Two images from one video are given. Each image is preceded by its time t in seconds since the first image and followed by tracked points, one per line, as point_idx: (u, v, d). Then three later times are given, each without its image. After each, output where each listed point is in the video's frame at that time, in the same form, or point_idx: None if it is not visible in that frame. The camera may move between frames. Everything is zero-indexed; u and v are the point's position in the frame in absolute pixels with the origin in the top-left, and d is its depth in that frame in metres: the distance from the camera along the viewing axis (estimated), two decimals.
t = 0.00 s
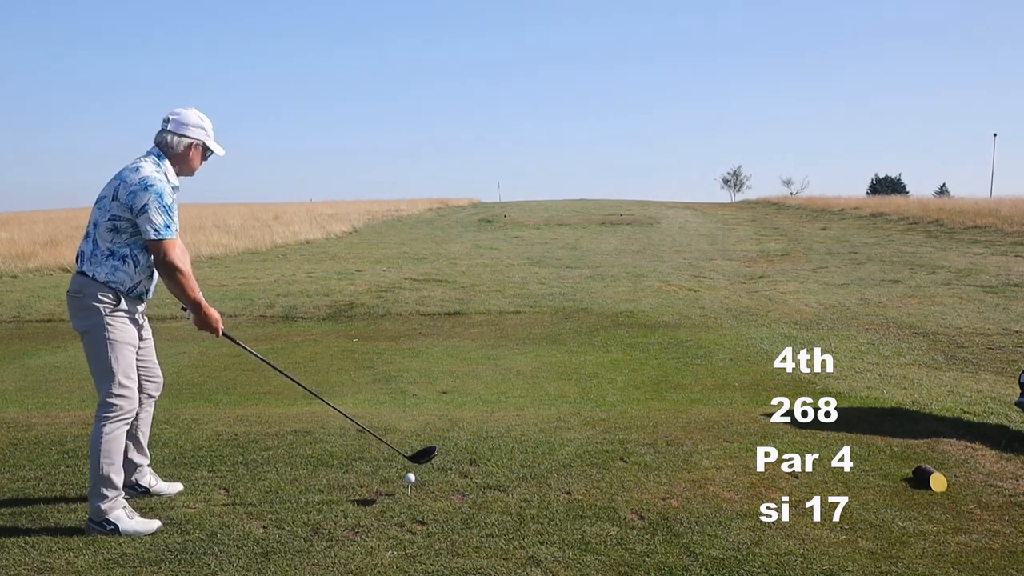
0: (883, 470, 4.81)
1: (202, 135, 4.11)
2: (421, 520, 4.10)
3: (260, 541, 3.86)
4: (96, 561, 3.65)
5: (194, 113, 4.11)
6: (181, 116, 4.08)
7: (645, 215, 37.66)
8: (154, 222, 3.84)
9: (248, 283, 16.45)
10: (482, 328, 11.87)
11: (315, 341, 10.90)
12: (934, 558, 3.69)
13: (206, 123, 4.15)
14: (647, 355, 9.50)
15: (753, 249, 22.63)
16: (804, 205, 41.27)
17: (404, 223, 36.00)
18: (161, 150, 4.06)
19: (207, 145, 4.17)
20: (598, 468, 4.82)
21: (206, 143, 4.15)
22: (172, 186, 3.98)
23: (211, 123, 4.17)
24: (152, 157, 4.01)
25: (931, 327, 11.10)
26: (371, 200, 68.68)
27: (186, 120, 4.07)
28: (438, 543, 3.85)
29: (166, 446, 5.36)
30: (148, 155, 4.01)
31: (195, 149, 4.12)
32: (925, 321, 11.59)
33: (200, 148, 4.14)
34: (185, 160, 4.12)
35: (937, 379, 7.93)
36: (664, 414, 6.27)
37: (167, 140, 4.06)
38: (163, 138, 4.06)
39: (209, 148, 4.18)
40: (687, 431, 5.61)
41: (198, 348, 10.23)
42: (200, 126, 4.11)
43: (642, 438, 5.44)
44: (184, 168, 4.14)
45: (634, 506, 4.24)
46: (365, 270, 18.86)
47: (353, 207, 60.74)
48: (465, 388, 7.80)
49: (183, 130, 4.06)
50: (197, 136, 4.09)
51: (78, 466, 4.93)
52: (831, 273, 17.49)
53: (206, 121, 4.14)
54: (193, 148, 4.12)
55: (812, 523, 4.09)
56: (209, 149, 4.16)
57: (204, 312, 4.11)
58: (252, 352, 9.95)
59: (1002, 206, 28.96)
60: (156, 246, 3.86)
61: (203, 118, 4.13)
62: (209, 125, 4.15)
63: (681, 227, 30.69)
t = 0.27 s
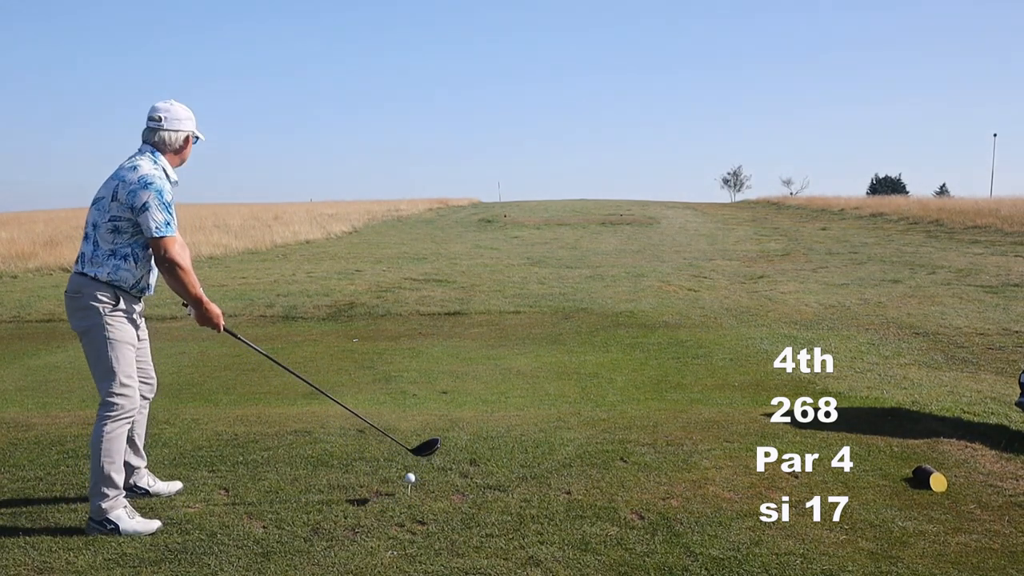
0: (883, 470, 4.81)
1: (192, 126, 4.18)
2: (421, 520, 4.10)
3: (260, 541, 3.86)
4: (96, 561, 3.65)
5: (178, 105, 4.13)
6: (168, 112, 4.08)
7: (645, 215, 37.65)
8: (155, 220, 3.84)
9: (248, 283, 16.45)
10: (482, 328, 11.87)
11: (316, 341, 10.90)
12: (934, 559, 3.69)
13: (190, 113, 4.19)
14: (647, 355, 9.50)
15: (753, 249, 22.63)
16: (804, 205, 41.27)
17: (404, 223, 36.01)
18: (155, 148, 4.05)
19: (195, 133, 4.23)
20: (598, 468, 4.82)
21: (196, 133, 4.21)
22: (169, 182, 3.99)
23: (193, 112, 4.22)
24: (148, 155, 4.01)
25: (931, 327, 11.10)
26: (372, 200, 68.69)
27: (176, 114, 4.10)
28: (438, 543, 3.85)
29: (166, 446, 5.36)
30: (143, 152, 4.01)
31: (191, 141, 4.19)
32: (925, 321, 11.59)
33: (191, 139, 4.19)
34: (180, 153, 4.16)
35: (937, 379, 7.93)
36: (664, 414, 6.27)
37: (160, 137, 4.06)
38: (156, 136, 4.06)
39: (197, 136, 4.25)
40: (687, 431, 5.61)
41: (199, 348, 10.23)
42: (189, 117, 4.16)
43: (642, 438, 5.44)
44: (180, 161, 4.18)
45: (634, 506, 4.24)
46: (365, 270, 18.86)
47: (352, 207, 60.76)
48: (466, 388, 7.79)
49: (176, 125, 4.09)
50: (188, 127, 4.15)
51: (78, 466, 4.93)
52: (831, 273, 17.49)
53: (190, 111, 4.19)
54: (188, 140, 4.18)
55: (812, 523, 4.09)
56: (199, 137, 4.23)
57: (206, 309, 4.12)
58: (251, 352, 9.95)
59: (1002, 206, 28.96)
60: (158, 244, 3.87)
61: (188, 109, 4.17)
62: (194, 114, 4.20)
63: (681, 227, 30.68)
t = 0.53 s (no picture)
0: (883, 470, 4.81)
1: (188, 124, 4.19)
2: (421, 520, 4.10)
3: (260, 541, 3.86)
4: (96, 561, 3.66)
5: (174, 104, 4.14)
6: (165, 111, 4.08)
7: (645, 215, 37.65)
8: (154, 219, 3.85)
9: (248, 284, 16.45)
10: (483, 327, 11.87)
11: (316, 341, 10.90)
12: (934, 559, 3.69)
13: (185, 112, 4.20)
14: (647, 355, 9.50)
15: (753, 249, 22.64)
16: (804, 205, 41.28)
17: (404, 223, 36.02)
18: (153, 148, 4.05)
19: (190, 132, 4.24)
20: (598, 468, 4.82)
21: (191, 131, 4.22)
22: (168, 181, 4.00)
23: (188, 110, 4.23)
24: (145, 154, 4.01)
25: (931, 327, 11.11)
26: (372, 200, 68.72)
27: (172, 113, 4.10)
28: (438, 543, 3.85)
29: (166, 446, 5.36)
30: (141, 152, 4.01)
31: (188, 139, 4.21)
32: (925, 321, 11.59)
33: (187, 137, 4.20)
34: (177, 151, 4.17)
35: (937, 379, 7.93)
36: (664, 414, 6.27)
37: (157, 136, 4.06)
38: (153, 136, 4.06)
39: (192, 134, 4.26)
40: (687, 431, 5.61)
41: (199, 348, 10.23)
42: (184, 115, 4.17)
43: (642, 438, 5.44)
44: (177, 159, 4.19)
45: (634, 506, 4.24)
46: (365, 270, 18.86)
47: (352, 208, 60.79)
48: (466, 388, 7.80)
49: (173, 123, 4.09)
50: (184, 126, 4.16)
51: (78, 466, 4.94)
52: (831, 273, 17.50)
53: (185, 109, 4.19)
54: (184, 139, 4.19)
55: (811, 523, 4.09)
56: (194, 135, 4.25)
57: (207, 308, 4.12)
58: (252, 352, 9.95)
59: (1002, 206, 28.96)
60: (158, 243, 3.87)
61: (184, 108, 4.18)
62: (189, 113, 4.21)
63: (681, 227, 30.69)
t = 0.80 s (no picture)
0: (883, 470, 4.81)
1: (191, 128, 4.14)
2: (421, 520, 4.10)
3: (260, 541, 3.86)
4: (96, 561, 3.66)
5: (182, 107, 4.13)
6: (170, 111, 4.08)
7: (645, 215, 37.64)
8: (153, 219, 3.84)
9: (248, 284, 16.45)
10: (483, 327, 11.87)
11: (316, 341, 10.90)
12: (934, 559, 3.69)
13: (192, 116, 4.17)
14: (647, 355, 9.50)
15: (753, 249, 22.64)
16: (804, 205, 41.28)
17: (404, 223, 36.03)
18: (153, 148, 4.05)
19: (195, 136, 4.19)
20: (598, 468, 4.82)
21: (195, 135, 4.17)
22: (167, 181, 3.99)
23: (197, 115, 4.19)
24: (145, 154, 4.01)
25: (931, 327, 11.10)
26: (372, 200, 68.73)
27: (176, 114, 4.09)
28: (438, 543, 3.85)
29: (166, 446, 5.36)
30: (141, 152, 4.01)
31: (188, 142, 4.16)
32: (925, 321, 11.59)
33: (188, 139, 4.16)
34: (177, 153, 4.14)
35: (937, 379, 7.93)
36: (664, 414, 6.27)
37: (159, 136, 4.06)
38: (152, 134, 4.06)
39: (197, 139, 4.21)
40: (687, 431, 5.61)
41: (199, 348, 10.24)
42: (189, 118, 4.13)
43: (642, 438, 5.44)
44: (177, 161, 4.16)
45: (635, 506, 4.24)
46: (365, 270, 18.86)
47: (352, 207, 60.81)
48: (466, 388, 7.80)
49: (174, 124, 4.08)
50: (186, 128, 4.12)
51: (78, 466, 4.94)
52: (831, 273, 17.50)
53: (193, 114, 4.16)
54: (183, 141, 4.14)
55: (811, 523, 4.09)
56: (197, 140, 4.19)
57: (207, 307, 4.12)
58: (252, 352, 9.96)
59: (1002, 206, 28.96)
60: (156, 243, 3.87)
61: (191, 111, 4.15)
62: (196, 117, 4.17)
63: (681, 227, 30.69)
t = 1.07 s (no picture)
0: (883, 470, 4.81)
1: (193, 137, 4.07)
2: (421, 520, 4.10)
3: (260, 541, 3.86)
4: (96, 560, 3.66)
5: (196, 115, 4.10)
6: (181, 115, 4.08)
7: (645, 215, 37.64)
8: (153, 221, 3.84)
9: (248, 283, 16.45)
10: (482, 328, 11.87)
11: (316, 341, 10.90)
12: (934, 559, 3.69)
13: (204, 127, 4.11)
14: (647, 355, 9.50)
15: (753, 249, 22.63)
16: (804, 205, 41.28)
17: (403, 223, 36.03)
18: (157, 149, 4.05)
19: (198, 149, 4.09)
20: (598, 468, 4.82)
21: (197, 147, 4.08)
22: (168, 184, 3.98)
23: (211, 129, 4.12)
24: (148, 156, 4.01)
25: (931, 327, 11.10)
26: (371, 200, 68.72)
27: (184, 120, 4.06)
28: (437, 543, 3.85)
29: (166, 446, 5.36)
30: (144, 154, 4.01)
31: (185, 148, 4.07)
32: (925, 321, 11.59)
33: (187, 147, 4.08)
34: (178, 159, 4.08)
35: (937, 379, 7.93)
36: (664, 414, 6.27)
37: (164, 137, 4.06)
38: (160, 137, 4.06)
39: (201, 153, 4.10)
40: (687, 431, 5.61)
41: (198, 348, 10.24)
42: (195, 128, 4.07)
43: (642, 438, 5.44)
44: (175, 167, 4.09)
45: (634, 506, 4.24)
46: (365, 270, 18.86)
47: (352, 208, 60.82)
48: (466, 388, 7.80)
49: (177, 128, 4.05)
50: (188, 136, 4.05)
51: (78, 466, 4.94)
52: (831, 273, 17.49)
53: (205, 126, 4.10)
54: (181, 147, 4.07)
55: (811, 523, 4.09)
56: (199, 153, 4.08)
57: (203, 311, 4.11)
58: (252, 352, 9.96)
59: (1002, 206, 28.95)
60: (155, 245, 3.86)
61: (202, 120, 4.10)
62: (206, 130, 4.10)
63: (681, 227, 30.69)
